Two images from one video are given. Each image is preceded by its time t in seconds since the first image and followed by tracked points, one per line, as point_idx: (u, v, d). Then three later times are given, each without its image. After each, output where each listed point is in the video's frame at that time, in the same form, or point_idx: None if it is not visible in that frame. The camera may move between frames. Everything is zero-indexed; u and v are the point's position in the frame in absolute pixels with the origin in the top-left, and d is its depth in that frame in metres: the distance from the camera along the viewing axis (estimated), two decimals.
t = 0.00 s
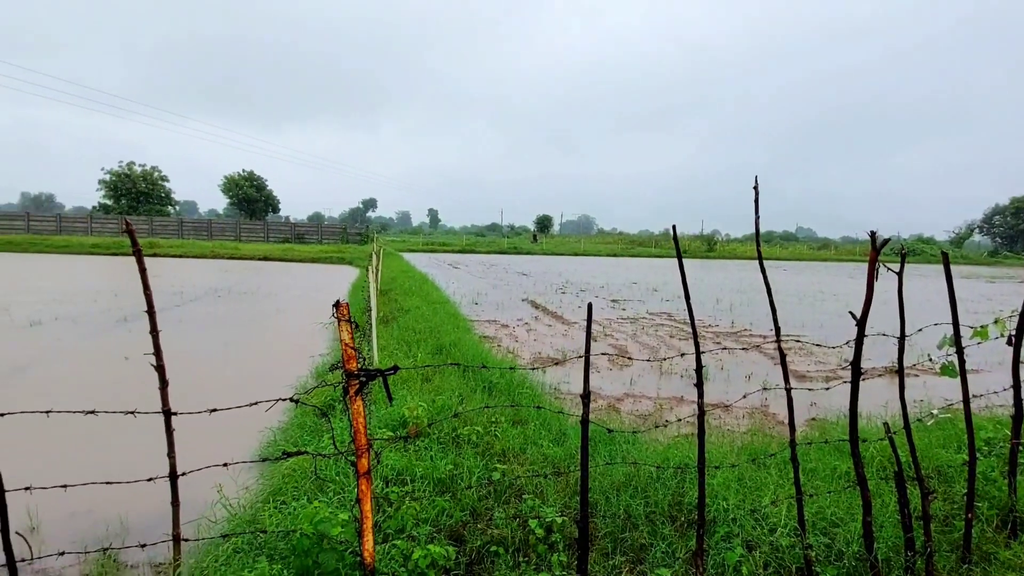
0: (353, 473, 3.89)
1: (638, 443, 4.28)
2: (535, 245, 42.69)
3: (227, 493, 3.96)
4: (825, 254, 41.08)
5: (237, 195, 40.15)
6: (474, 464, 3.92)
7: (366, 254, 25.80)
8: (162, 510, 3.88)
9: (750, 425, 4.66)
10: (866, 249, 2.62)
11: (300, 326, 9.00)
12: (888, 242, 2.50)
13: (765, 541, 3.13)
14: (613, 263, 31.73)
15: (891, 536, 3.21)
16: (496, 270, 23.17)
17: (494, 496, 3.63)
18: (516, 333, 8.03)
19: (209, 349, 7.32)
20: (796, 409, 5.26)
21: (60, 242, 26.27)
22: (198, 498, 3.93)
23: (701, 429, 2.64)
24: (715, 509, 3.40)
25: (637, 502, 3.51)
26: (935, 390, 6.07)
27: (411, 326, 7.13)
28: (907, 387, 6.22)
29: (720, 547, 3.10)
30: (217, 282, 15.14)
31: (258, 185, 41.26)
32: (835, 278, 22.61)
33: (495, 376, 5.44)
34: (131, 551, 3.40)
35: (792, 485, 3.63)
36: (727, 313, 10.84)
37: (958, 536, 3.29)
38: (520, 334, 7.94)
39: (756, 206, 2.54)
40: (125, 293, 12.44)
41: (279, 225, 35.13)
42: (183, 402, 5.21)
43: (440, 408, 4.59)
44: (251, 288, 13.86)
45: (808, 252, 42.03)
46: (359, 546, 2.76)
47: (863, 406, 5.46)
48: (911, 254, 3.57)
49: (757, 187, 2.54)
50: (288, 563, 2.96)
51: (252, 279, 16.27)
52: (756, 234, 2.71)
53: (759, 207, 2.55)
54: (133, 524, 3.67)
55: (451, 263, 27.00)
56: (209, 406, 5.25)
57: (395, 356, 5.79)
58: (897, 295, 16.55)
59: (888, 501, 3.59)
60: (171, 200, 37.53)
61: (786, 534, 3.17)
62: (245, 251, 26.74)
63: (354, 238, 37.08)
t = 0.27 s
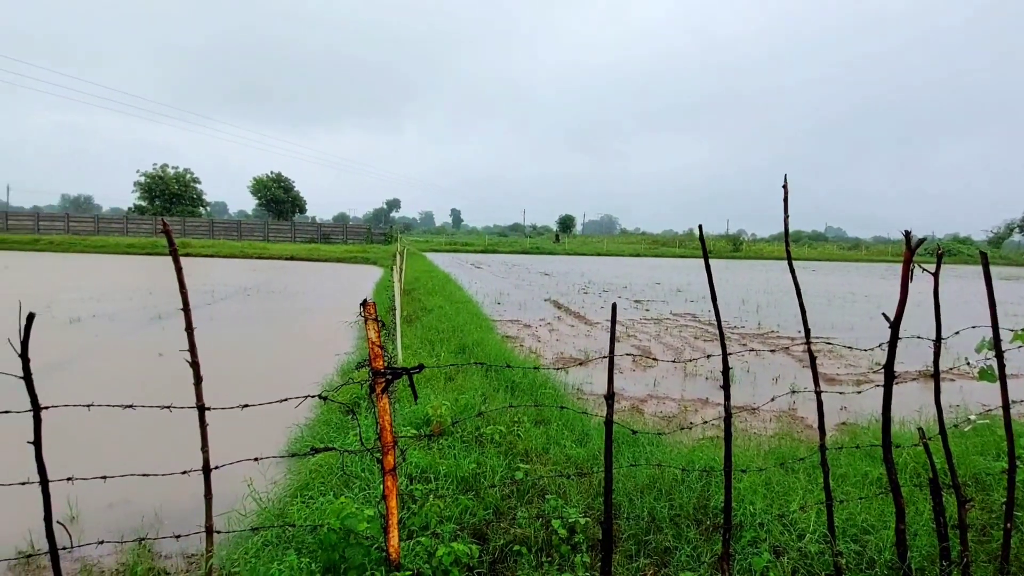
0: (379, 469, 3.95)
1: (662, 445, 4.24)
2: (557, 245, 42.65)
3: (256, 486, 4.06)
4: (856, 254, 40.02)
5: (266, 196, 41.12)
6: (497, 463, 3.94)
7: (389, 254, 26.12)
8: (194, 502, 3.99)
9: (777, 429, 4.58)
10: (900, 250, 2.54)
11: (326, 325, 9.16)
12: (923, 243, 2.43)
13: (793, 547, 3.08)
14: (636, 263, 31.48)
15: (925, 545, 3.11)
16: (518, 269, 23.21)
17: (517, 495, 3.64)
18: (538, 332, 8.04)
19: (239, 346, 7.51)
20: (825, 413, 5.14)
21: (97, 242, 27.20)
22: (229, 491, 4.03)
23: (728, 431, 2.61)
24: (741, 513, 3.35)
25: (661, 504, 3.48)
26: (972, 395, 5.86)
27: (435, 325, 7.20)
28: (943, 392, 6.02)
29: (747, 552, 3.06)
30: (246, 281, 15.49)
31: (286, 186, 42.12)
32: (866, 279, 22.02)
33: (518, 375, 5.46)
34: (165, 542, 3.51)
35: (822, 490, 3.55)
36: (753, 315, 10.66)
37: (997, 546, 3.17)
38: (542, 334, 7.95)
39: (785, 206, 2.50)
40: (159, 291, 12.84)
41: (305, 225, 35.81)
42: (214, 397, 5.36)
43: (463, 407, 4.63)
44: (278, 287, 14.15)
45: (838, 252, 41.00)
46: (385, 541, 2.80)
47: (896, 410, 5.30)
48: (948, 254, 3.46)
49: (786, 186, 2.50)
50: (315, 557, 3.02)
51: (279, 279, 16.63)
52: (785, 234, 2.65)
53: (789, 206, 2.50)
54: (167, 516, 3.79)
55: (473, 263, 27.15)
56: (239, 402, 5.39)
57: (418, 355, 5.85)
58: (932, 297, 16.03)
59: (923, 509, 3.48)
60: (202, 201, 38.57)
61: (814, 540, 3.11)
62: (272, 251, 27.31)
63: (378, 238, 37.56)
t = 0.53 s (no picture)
0: (407, 465, 4.01)
1: (691, 448, 4.19)
2: (583, 245, 42.45)
3: (289, 480, 4.17)
4: (894, 254, 38.67)
5: (298, 197, 42.10)
6: (524, 462, 3.95)
7: (416, 254, 26.42)
8: (230, 493, 4.13)
9: (810, 434, 4.47)
10: (943, 251, 2.45)
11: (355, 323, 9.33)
12: (969, 243, 2.33)
13: (827, 555, 3.00)
14: (664, 263, 31.11)
15: (968, 557, 3.00)
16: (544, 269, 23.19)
17: (544, 495, 3.64)
18: (565, 332, 8.03)
19: (273, 343, 7.71)
20: (860, 418, 5.00)
21: (139, 241, 28.30)
22: (264, 483, 4.15)
23: (761, 435, 2.56)
24: (773, 519, 3.29)
25: (689, 508, 3.43)
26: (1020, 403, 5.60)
27: (462, 324, 7.26)
28: (987, 399, 5.78)
29: (779, 558, 3.00)
30: (279, 279, 15.90)
31: (317, 186, 43.00)
32: (905, 281, 21.26)
33: (545, 375, 5.46)
34: (203, 531, 3.64)
35: (858, 498, 3.45)
36: (785, 317, 10.41)
37: None
38: (569, 333, 7.94)
39: (822, 206, 2.44)
40: (197, 288, 13.29)
41: (335, 225, 36.51)
42: (249, 392, 5.52)
43: (490, 405, 4.66)
44: (309, 285, 14.47)
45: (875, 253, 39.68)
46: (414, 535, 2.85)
47: (937, 417, 5.11)
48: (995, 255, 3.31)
49: (823, 185, 2.44)
50: (347, 549, 3.08)
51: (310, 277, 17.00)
52: (822, 234, 2.58)
53: (826, 207, 2.44)
54: (205, 505, 3.93)
55: (498, 262, 27.27)
56: (273, 397, 5.54)
57: (446, 353, 5.91)
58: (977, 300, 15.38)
59: (966, 520, 3.36)
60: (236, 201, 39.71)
61: (849, 548, 3.03)
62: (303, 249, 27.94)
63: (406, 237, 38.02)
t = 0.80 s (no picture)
0: (446, 462, 4.08)
1: (733, 454, 4.09)
2: (621, 245, 41.97)
3: (333, 472, 4.31)
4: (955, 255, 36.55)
5: (341, 198, 43.31)
6: (561, 462, 3.96)
7: (455, 253, 26.73)
8: (277, 483, 4.30)
9: (860, 443, 4.30)
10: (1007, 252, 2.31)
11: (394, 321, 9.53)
12: None
13: (878, 569, 2.89)
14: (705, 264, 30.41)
15: None
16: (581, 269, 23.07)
17: (581, 496, 3.63)
18: (602, 333, 7.98)
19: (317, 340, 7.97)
20: (914, 427, 4.76)
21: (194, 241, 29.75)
22: (308, 474, 4.31)
23: (808, 443, 2.49)
24: (820, 529, 3.18)
25: (731, 515, 3.36)
26: None
27: (499, 324, 7.31)
28: None
29: (826, 571, 2.90)
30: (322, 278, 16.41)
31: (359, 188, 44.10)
32: (967, 284, 20.07)
33: (582, 376, 5.44)
34: (252, 519, 3.81)
35: (911, 511, 3.30)
36: (833, 320, 10.01)
37: None
38: (606, 334, 7.89)
39: (874, 206, 2.35)
40: (246, 286, 13.88)
41: (375, 225, 37.34)
42: (295, 387, 5.73)
43: (527, 405, 4.69)
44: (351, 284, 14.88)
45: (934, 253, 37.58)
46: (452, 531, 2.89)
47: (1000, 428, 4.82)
48: None
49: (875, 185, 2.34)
50: (388, 542, 3.16)
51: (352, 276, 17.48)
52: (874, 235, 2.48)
53: (878, 206, 2.35)
54: (254, 494, 4.11)
55: (535, 262, 27.30)
56: (317, 392, 5.73)
57: (484, 352, 5.97)
58: None
59: None
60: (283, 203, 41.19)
61: (902, 563, 2.91)
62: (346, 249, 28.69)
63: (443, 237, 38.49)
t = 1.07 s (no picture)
0: (484, 460, 4.13)
1: (778, 461, 3.97)
2: (661, 245, 41.23)
3: (374, 466, 4.43)
4: None
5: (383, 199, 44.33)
6: (598, 464, 3.93)
7: (493, 253, 26.90)
8: (321, 475, 4.45)
9: (916, 455, 4.09)
10: None
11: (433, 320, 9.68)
12: None
13: None
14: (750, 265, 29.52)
15: None
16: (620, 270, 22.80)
17: (619, 499, 3.60)
18: (641, 335, 7.88)
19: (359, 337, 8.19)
20: (977, 439, 4.49)
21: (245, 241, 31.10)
22: (351, 467, 4.44)
23: (859, 451, 2.39)
24: (871, 543, 3.05)
25: (776, 524, 3.26)
26: None
27: (537, 324, 7.32)
28: None
29: None
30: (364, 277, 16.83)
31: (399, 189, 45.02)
32: None
33: (620, 378, 5.39)
34: (298, 508, 3.96)
35: (973, 528, 3.12)
36: (887, 324, 9.54)
37: None
38: (645, 336, 7.78)
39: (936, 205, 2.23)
40: (293, 284, 14.41)
41: (415, 225, 38.01)
42: (339, 382, 5.92)
43: (564, 406, 4.68)
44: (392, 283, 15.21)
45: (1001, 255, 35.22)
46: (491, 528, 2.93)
47: None
48: None
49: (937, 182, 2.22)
50: (427, 536, 3.23)
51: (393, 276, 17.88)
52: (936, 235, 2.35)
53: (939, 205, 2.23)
54: (299, 484, 4.28)
55: (574, 262, 27.18)
56: (359, 388, 5.89)
57: (521, 352, 6.00)
58: None
59: None
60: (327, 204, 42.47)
61: None
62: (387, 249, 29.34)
63: (481, 237, 38.82)
